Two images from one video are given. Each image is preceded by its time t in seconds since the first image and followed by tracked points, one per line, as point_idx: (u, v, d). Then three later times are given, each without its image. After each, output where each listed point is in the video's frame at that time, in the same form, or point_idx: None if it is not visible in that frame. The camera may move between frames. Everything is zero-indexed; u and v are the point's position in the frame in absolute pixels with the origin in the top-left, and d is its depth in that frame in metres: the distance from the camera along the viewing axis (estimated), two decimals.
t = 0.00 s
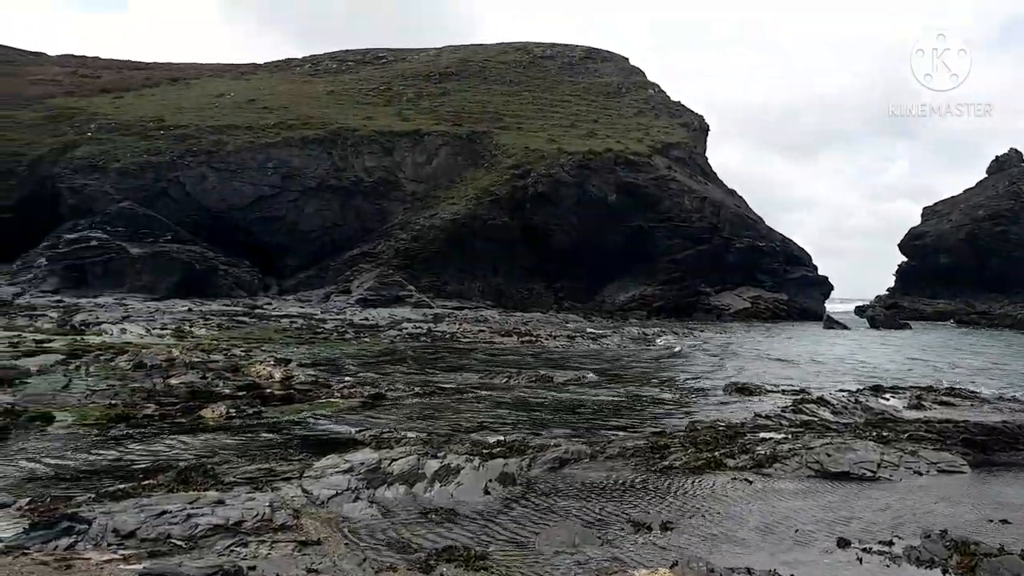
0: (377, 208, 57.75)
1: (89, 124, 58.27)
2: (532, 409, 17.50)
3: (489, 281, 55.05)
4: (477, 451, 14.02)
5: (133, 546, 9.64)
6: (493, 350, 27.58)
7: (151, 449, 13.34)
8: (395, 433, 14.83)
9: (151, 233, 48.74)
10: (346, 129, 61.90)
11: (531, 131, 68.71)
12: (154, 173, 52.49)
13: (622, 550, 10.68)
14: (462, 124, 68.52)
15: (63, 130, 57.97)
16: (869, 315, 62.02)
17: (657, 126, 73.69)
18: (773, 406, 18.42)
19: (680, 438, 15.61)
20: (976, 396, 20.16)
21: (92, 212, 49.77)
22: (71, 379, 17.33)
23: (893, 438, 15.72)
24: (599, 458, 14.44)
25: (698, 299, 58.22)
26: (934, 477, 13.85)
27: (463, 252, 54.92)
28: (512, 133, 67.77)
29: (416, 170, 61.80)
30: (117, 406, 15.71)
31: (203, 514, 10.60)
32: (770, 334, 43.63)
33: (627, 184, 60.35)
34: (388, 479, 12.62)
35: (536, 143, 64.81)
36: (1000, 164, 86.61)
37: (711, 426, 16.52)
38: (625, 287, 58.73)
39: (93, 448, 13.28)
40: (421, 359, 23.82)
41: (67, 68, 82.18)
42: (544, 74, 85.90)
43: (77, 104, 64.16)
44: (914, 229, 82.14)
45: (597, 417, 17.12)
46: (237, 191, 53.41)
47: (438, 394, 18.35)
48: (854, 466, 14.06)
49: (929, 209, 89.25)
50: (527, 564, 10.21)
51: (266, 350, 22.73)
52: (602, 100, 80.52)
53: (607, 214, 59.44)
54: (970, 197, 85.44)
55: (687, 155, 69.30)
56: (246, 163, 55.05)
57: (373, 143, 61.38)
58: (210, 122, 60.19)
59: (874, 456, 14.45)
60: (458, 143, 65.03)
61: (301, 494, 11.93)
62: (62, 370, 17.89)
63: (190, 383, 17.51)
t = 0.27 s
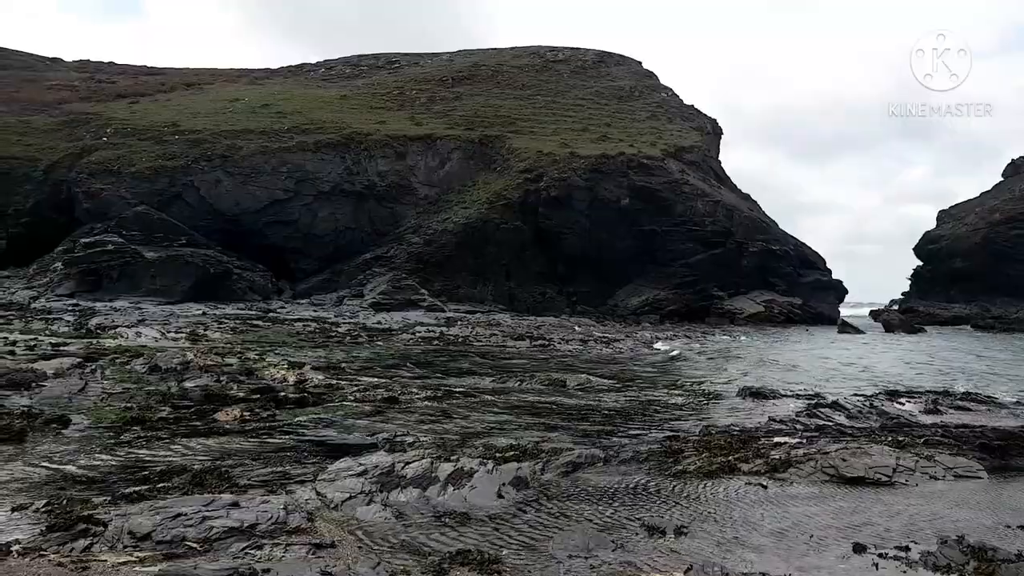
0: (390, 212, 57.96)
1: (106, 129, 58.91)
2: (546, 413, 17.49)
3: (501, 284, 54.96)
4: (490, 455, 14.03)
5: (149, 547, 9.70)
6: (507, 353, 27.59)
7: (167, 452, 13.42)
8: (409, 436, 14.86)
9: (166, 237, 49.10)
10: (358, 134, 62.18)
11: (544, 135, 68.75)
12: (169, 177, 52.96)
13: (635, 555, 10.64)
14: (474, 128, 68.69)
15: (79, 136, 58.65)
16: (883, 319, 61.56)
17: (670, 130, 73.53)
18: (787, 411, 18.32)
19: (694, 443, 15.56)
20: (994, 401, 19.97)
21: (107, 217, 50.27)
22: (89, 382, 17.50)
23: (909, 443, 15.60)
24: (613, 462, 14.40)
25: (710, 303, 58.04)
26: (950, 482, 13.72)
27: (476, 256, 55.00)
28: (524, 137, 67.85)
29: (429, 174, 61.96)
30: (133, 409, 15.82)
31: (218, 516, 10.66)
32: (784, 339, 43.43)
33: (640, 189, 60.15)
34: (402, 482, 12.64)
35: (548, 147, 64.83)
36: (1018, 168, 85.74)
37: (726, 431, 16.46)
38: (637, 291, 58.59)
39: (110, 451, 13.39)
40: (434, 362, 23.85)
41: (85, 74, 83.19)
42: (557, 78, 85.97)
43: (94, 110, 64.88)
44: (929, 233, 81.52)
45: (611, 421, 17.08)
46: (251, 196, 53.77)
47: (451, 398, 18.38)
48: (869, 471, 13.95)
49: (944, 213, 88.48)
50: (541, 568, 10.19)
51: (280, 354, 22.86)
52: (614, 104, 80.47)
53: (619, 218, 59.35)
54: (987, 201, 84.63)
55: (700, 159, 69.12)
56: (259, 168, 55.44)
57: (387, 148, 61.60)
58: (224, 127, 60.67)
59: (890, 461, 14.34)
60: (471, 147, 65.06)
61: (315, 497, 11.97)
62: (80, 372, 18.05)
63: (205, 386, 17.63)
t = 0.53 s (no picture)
0: (400, 215, 58.06)
1: (116, 133, 59.30)
2: (554, 415, 17.47)
3: (510, 287, 54.80)
4: (498, 457, 14.02)
5: (158, 550, 9.74)
6: (517, 356, 27.54)
7: (179, 456, 13.46)
8: (417, 439, 14.85)
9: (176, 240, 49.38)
10: (368, 137, 62.35)
11: (553, 138, 68.72)
12: (179, 180, 53.25)
13: (644, 558, 10.60)
14: (483, 131, 68.75)
15: (90, 140, 59.08)
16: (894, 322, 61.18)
17: (680, 132, 73.34)
18: (798, 413, 18.20)
19: (704, 446, 15.48)
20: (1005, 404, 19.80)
21: (118, 220, 50.54)
22: (99, 385, 17.57)
23: (919, 446, 15.50)
24: (622, 465, 14.36)
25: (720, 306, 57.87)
26: (962, 486, 13.61)
27: (485, 258, 54.95)
28: (533, 140, 67.87)
29: (438, 177, 62.03)
30: (144, 412, 15.87)
31: (227, 520, 10.70)
32: (794, 341, 43.20)
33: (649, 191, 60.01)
34: (411, 484, 12.64)
35: (557, 150, 64.79)
36: None
37: (736, 434, 16.37)
38: (647, 293, 58.42)
39: (120, 454, 13.45)
40: (442, 365, 23.85)
41: (96, 78, 83.71)
42: (566, 81, 85.95)
43: (105, 114, 65.28)
44: (940, 236, 81.03)
45: (620, 425, 17.04)
46: (260, 199, 53.98)
47: (460, 401, 18.38)
48: (880, 474, 13.87)
49: (956, 216, 87.84)
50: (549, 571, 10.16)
51: (290, 357, 22.93)
52: (624, 106, 80.36)
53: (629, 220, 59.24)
54: (998, 204, 84.02)
55: (710, 162, 68.96)
56: (268, 171, 55.68)
57: (396, 151, 61.72)
58: (234, 130, 60.94)
59: (901, 464, 14.25)
60: (480, 149, 65.09)
61: (324, 500, 11.98)
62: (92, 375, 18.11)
63: (214, 389, 17.67)
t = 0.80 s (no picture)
0: (406, 217, 58.17)
1: (124, 136, 59.60)
2: (562, 418, 17.49)
3: (516, 289, 54.76)
4: (506, 460, 14.05)
5: (167, 552, 9.79)
6: (523, 360, 27.59)
7: (188, 459, 13.54)
8: (425, 442, 14.88)
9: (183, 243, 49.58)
10: (374, 139, 62.49)
11: (559, 139, 68.75)
12: (187, 182, 53.48)
13: (652, 561, 10.59)
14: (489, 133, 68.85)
15: (98, 142, 59.40)
16: (901, 323, 60.93)
17: (686, 134, 73.30)
18: (804, 416, 18.19)
19: (711, 449, 15.46)
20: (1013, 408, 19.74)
21: (125, 222, 50.80)
22: (107, 386, 17.66)
23: (927, 449, 15.46)
24: (629, 468, 14.36)
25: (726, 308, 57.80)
26: (970, 489, 13.56)
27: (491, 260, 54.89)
28: (539, 141, 67.92)
29: (445, 178, 62.13)
30: (153, 413, 15.97)
31: (235, 521, 10.73)
32: (801, 344, 43.09)
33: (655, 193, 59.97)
34: (418, 487, 12.66)
35: (563, 151, 64.79)
36: None
37: (743, 437, 16.36)
38: (653, 295, 58.36)
39: (129, 456, 13.54)
40: (449, 368, 23.90)
41: (104, 80, 84.18)
42: (572, 82, 86.00)
43: (113, 117, 65.63)
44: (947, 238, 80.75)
45: (627, 427, 17.03)
46: (267, 201, 54.19)
47: (466, 403, 18.41)
48: (888, 476, 13.82)
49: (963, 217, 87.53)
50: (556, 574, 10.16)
51: (297, 359, 23.02)
52: (630, 108, 80.35)
53: (635, 222, 59.21)
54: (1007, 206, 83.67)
55: (716, 163, 68.87)
56: (275, 174, 55.86)
57: (402, 153, 61.85)
58: (241, 133, 61.18)
59: (909, 466, 14.19)
60: (486, 151, 65.17)
61: (332, 502, 12.02)
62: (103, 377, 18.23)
63: (222, 392, 17.75)
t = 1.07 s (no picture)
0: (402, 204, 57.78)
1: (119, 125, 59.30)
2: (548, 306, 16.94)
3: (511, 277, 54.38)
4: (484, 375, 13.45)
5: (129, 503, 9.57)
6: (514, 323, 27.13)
7: (155, 367, 12.31)
8: (349, 360, 12.88)
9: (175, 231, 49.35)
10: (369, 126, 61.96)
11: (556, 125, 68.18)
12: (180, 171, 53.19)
13: (613, 542, 9.32)
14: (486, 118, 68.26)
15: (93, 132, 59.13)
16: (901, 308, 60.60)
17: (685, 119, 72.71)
18: (796, 275, 16.53)
19: (692, 375, 13.75)
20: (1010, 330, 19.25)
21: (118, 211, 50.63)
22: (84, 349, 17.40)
23: (927, 347, 14.83)
24: (584, 416, 12.43)
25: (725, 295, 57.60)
26: (967, 412, 12.91)
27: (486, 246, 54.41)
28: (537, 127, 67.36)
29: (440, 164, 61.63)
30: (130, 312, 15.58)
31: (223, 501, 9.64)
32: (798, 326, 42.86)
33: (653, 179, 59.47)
34: (350, 432, 10.99)
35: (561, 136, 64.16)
36: None
37: (723, 354, 14.29)
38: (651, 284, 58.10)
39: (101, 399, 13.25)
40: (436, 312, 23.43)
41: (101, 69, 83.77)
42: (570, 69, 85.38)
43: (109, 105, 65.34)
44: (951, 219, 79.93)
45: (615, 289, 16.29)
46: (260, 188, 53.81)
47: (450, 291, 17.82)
48: (881, 398, 13.15)
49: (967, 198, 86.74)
50: (491, 550, 9.08)
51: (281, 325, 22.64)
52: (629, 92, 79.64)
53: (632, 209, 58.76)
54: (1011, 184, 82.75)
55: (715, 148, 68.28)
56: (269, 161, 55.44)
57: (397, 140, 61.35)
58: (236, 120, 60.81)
59: (907, 385, 13.51)
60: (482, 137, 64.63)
61: (267, 453, 10.53)
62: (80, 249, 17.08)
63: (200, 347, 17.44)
